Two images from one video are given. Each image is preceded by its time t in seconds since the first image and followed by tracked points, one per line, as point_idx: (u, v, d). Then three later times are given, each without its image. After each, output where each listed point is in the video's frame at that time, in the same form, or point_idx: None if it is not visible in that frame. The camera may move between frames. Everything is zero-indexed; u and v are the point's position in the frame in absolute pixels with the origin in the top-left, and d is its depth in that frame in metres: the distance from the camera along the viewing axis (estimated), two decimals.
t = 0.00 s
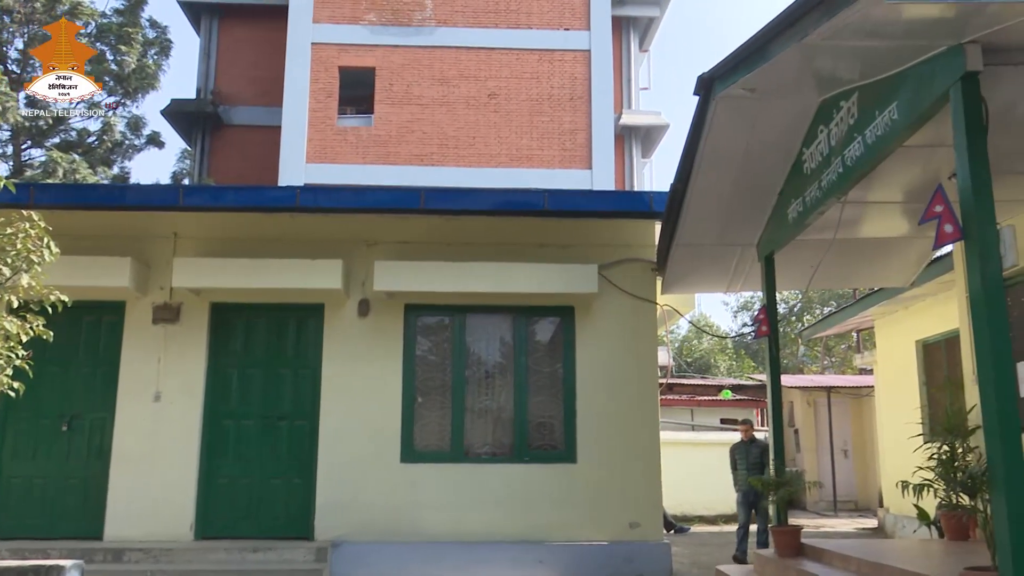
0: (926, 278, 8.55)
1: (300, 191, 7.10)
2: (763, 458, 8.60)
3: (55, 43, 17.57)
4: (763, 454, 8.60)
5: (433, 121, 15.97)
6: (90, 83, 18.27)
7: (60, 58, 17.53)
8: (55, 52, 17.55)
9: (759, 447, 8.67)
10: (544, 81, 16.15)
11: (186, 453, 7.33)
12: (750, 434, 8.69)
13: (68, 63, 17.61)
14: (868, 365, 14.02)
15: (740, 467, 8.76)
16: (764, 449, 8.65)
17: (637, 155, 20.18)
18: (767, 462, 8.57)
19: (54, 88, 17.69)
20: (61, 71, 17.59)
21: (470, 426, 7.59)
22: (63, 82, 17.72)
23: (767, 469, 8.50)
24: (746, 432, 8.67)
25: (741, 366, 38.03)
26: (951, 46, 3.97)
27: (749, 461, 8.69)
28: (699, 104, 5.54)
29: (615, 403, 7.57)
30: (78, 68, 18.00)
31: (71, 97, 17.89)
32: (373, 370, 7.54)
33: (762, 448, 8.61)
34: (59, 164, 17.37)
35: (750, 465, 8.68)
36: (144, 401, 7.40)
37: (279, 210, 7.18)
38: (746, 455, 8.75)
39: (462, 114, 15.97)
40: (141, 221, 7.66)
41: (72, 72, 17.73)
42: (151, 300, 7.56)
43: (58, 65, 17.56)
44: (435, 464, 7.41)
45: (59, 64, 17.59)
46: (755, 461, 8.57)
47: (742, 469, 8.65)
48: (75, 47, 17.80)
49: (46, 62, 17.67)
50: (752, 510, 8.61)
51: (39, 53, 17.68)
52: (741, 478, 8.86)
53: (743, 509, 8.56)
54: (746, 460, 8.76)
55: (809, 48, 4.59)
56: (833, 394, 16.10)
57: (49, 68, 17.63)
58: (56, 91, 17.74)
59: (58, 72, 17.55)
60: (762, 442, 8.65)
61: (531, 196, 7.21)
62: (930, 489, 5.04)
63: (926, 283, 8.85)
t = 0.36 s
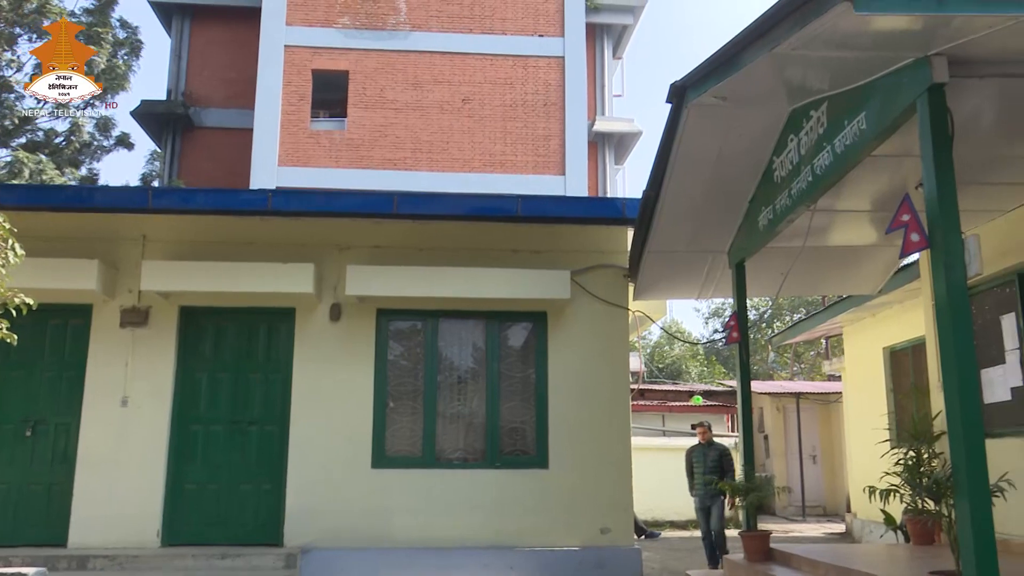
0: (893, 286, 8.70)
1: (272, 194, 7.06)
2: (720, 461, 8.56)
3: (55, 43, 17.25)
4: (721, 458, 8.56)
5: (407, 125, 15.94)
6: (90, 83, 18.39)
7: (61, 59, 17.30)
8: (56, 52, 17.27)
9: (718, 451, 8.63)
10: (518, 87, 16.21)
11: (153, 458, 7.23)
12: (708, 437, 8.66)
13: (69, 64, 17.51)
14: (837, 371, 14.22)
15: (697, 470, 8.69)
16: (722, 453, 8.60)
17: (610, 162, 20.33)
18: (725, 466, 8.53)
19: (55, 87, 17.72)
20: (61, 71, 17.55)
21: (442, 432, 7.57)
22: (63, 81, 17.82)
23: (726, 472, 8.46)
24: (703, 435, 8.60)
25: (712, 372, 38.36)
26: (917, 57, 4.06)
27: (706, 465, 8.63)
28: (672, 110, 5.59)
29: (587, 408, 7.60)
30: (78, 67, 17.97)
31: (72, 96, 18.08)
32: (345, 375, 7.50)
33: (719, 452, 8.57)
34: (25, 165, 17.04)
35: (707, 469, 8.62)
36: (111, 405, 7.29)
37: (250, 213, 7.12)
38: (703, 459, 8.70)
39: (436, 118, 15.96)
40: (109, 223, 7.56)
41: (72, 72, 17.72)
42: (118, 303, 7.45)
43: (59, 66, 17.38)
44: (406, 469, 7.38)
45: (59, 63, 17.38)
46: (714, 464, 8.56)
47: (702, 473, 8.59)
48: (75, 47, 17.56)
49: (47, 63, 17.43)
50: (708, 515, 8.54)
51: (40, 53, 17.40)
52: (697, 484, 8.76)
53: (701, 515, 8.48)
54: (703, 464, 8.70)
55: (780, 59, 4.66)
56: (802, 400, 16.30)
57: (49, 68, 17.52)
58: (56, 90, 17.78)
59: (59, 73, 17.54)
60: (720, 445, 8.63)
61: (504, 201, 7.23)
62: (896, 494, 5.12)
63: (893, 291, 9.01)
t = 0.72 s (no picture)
0: (858, 294, 8.87)
1: (242, 197, 7.01)
2: (680, 472, 8.56)
3: (55, 43, 17.49)
4: (681, 468, 8.57)
5: (379, 130, 15.90)
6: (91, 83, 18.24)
7: (61, 59, 17.49)
8: (57, 52, 17.47)
9: (677, 461, 8.65)
10: (490, 93, 16.27)
11: (117, 464, 7.13)
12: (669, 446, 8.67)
13: (69, 64, 17.72)
14: (804, 378, 14.43)
15: (655, 480, 8.65)
16: (681, 464, 8.63)
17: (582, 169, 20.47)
18: (684, 476, 8.54)
19: (54, 87, 17.83)
20: (61, 71, 17.67)
21: (411, 437, 7.56)
22: (62, 81, 17.92)
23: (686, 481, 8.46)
24: (665, 444, 8.62)
25: (681, 379, 38.68)
26: (884, 70, 4.16)
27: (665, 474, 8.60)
28: (642, 119, 5.64)
29: (556, 414, 7.63)
30: (78, 68, 18.10)
31: (73, 96, 18.06)
32: (314, 380, 7.45)
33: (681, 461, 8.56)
34: None
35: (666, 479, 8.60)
36: (74, 411, 7.18)
37: (219, 216, 7.07)
38: (661, 469, 8.68)
39: (408, 123, 15.95)
40: (75, 225, 7.45)
41: (72, 72, 17.85)
42: (84, 306, 7.34)
43: (58, 66, 17.51)
44: (375, 475, 7.36)
45: (58, 63, 17.55)
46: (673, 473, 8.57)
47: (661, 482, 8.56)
48: (75, 47, 17.79)
49: (46, 63, 17.58)
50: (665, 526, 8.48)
51: (40, 53, 17.61)
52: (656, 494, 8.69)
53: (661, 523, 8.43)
54: (662, 474, 8.67)
55: (749, 70, 4.72)
56: (770, 406, 16.52)
57: (49, 69, 17.64)
58: (56, 89, 17.87)
59: (58, 73, 17.64)
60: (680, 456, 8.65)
61: (476, 207, 7.25)
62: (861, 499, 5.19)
63: (859, 299, 9.18)
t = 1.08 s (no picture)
0: (825, 301, 9.01)
1: (212, 201, 6.95)
2: (633, 475, 8.33)
3: (55, 43, 16.99)
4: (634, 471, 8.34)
5: (352, 134, 15.85)
6: (90, 84, 18.14)
7: (62, 59, 17.10)
8: (57, 51, 17.01)
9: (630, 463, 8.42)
10: (464, 99, 16.29)
11: (82, 469, 7.04)
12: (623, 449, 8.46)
13: (70, 64, 17.34)
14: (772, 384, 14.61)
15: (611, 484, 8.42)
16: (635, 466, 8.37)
17: (554, 176, 20.58)
18: (638, 479, 8.31)
19: (54, 90, 17.12)
20: (61, 71, 17.27)
21: (382, 443, 7.52)
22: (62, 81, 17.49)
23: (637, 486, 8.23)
24: (620, 446, 8.46)
25: (651, 385, 38.97)
26: (851, 81, 4.24)
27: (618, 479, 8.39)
28: (615, 126, 5.68)
29: (528, 420, 7.65)
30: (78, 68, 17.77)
31: (72, 97, 17.56)
32: (284, 385, 7.40)
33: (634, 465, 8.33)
34: None
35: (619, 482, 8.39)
36: (39, 415, 7.08)
37: (189, 219, 7.00)
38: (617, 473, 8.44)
39: (381, 128, 15.91)
40: (41, 227, 7.33)
41: (71, 72, 17.52)
42: (49, 309, 7.23)
43: (59, 66, 17.10)
44: (345, 481, 7.32)
45: (60, 64, 17.08)
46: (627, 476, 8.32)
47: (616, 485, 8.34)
48: (75, 47, 17.36)
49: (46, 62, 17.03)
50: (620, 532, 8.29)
51: (39, 54, 16.84)
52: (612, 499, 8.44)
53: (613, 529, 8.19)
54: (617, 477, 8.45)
55: (720, 79, 4.78)
56: (738, 412, 16.71)
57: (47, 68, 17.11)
58: (55, 92, 17.18)
59: (59, 73, 17.20)
60: (634, 457, 8.41)
61: (448, 213, 7.26)
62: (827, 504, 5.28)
63: (826, 307, 9.32)
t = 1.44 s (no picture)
0: (794, 309, 9.17)
1: (185, 204, 6.92)
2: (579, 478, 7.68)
3: (55, 42, 15.51)
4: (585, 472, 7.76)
5: (325, 140, 15.79)
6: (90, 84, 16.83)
7: (62, 59, 15.63)
8: (56, 51, 15.57)
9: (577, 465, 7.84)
10: (438, 105, 16.32)
11: (48, 474, 6.96)
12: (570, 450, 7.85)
13: (69, 64, 16.00)
14: (742, 391, 14.79)
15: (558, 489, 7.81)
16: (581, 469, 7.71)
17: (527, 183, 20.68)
18: (587, 483, 7.76)
19: (54, 90, 15.97)
20: (61, 71, 15.89)
21: (354, 448, 7.52)
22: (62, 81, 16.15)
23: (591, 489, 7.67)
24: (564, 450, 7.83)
25: (623, 391, 39.20)
26: (819, 92, 4.35)
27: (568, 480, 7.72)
28: (589, 134, 5.75)
29: (499, 425, 7.69)
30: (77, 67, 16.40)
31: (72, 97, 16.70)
32: (255, 390, 7.37)
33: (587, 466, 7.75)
34: None
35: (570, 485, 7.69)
36: (5, 420, 7.00)
37: (161, 223, 6.95)
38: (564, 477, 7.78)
39: (355, 133, 15.88)
40: (10, 229, 7.25)
41: (71, 72, 16.16)
42: (17, 312, 7.16)
43: (58, 66, 15.72)
44: (317, 486, 7.30)
45: (59, 63, 15.66)
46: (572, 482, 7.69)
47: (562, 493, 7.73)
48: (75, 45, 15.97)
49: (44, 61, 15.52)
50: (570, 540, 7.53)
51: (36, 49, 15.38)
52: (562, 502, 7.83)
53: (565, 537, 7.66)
54: (562, 479, 7.77)
55: (691, 89, 4.87)
56: (708, 418, 16.89)
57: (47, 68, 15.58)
58: (55, 93, 15.98)
59: (59, 73, 15.82)
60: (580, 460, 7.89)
61: (422, 219, 7.29)
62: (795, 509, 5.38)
63: (794, 314, 9.48)
